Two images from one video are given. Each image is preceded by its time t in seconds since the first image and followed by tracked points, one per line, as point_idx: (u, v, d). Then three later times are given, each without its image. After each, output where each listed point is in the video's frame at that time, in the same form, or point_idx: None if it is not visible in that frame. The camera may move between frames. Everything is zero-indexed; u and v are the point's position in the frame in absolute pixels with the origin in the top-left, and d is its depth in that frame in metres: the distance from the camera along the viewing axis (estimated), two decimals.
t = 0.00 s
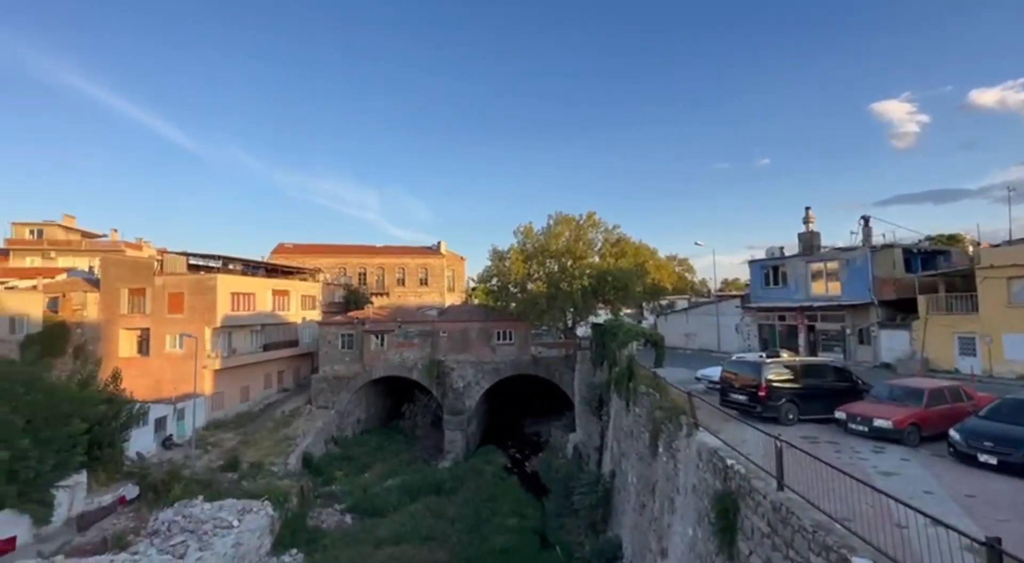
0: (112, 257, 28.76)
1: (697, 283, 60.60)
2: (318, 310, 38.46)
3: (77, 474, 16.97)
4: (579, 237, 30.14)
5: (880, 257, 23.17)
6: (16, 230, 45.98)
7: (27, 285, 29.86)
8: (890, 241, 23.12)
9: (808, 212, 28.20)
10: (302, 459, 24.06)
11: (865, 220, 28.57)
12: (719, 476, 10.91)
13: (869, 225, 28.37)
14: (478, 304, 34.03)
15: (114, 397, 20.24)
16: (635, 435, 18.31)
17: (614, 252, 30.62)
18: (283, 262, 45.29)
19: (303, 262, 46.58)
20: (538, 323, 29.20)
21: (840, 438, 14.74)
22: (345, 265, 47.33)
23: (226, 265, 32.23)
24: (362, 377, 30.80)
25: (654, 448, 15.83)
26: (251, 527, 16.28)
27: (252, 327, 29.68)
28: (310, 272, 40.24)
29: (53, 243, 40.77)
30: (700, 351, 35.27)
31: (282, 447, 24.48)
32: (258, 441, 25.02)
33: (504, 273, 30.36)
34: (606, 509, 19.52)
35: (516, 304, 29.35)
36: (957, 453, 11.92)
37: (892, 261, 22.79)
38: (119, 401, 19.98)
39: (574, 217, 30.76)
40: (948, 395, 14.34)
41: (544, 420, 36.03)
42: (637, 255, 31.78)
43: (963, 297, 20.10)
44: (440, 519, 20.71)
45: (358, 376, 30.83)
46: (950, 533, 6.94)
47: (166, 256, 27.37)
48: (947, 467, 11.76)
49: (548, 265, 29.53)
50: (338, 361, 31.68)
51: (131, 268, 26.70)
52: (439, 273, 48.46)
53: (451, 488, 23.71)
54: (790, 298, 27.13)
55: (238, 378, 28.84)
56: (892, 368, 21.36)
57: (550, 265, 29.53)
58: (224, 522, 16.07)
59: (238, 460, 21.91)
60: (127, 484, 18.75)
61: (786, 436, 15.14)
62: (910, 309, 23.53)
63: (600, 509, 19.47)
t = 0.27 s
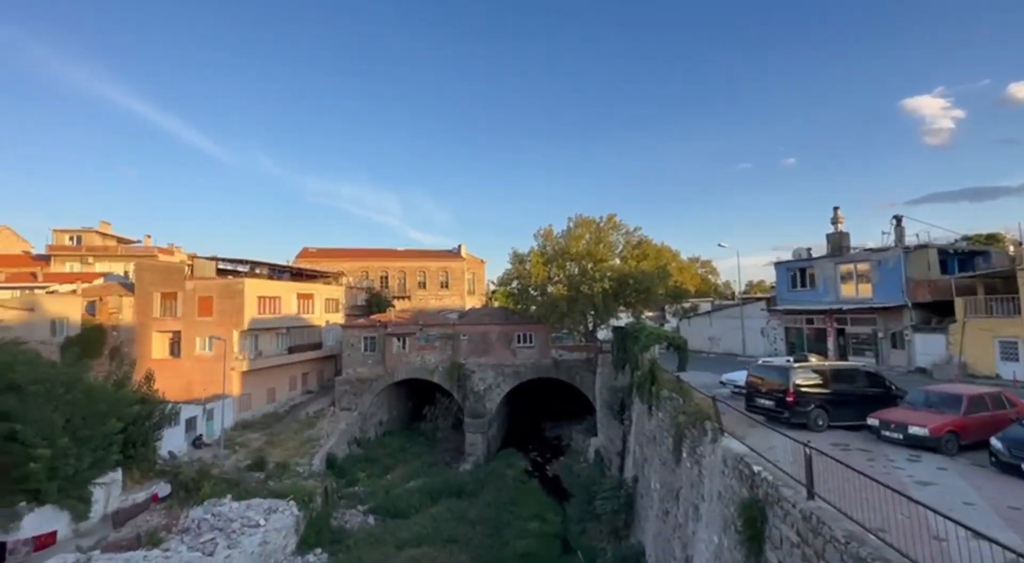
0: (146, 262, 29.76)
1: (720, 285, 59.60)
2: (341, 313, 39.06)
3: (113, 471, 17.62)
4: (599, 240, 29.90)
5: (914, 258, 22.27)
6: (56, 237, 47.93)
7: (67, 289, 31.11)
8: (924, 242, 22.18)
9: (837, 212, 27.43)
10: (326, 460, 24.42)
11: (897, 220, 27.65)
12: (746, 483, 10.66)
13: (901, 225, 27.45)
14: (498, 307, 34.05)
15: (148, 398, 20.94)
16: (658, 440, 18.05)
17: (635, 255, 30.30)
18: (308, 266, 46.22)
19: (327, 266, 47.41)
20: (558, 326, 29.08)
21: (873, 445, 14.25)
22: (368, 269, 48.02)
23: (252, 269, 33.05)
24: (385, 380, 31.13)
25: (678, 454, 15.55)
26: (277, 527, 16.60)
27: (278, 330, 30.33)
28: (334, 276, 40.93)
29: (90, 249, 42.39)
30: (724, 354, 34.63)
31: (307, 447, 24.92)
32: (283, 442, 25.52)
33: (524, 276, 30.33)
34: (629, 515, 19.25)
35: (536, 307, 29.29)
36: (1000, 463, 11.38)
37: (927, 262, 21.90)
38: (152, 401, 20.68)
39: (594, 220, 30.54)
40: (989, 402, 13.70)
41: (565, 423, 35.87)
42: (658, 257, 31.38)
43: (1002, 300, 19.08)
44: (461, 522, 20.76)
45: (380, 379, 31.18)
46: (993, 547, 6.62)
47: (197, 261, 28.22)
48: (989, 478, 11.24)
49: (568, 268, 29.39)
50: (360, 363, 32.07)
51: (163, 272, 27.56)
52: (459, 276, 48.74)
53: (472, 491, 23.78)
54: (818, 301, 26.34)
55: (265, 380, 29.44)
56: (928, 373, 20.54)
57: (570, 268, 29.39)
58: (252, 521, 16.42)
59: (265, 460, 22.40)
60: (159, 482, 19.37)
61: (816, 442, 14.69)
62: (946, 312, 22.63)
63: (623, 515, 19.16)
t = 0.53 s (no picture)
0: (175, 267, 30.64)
1: (743, 287, 58.53)
2: (362, 316, 39.51)
3: (144, 470, 18.12)
4: (619, 242, 29.65)
5: (949, 259, 21.56)
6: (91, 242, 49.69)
7: (101, 292, 32.25)
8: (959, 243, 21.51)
9: (865, 212, 26.62)
10: (347, 461, 24.72)
11: (929, 220, 26.76)
12: (772, 491, 10.38)
13: (933, 225, 26.53)
14: (517, 310, 34.03)
15: (176, 398, 21.52)
16: (680, 445, 17.75)
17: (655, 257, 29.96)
18: (330, 270, 46.99)
19: (348, 269, 48.13)
20: (577, 329, 28.92)
21: (906, 453, 13.73)
22: (388, 272, 48.58)
23: (276, 273, 33.72)
24: (405, 382, 31.38)
25: (701, 460, 15.26)
26: (300, 526, 16.83)
27: (301, 332, 30.86)
28: (355, 279, 41.53)
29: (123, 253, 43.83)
30: (748, 358, 33.94)
31: (329, 448, 25.26)
32: (306, 442, 25.94)
33: (543, 279, 30.21)
34: (651, 521, 18.97)
35: (555, 310, 29.19)
36: None
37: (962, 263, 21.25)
38: (181, 402, 21.25)
39: (614, 222, 30.30)
40: None
41: (585, 427, 35.62)
42: (679, 259, 30.91)
43: None
44: (481, 525, 20.75)
45: (400, 381, 31.43)
46: None
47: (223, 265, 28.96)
48: None
49: (587, 271, 29.22)
50: (381, 365, 32.37)
51: (191, 276, 28.34)
52: (478, 279, 48.92)
53: (492, 494, 23.79)
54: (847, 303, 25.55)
55: (288, 381, 29.98)
56: (964, 378, 19.72)
57: (589, 270, 29.21)
58: (276, 520, 16.69)
59: (288, 461, 22.79)
60: (187, 480, 19.87)
61: (845, 450, 14.21)
62: (983, 314, 21.76)
63: (645, 521, 18.89)
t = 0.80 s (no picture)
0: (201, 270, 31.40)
1: (765, 290, 57.43)
2: (382, 318, 39.88)
3: (171, 469, 18.55)
4: (637, 244, 29.34)
5: (983, 260, 20.81)
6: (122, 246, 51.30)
7: (131, 295, 33.22)
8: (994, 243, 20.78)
9: (893, 211, 25.84)
10: (367, 463, 24.94)
11: (961, 219, 25.87)
12: (798, 499, 10.09)
13: (966, 225, 25.63)
14: (535, 313, 33.94)
15: (203, 399, 22.04)
16: (701, 450, 17.42)
17: (675, 259, 29.58)
18: (350, 273, 47.63)
19: (368, 272, 48.71)
20: (596, 331, 28.69)
21: (940, 462, 13.20)
22: (407, 274, 49.01)
23: (298, 276, 34.29)
24: (423, 385, 31.55)
25: (724, 466, 14.94)
26: (320, 526, 17.04)
27: (322, 335, 31.30)
28: (374, 282, 41.98)
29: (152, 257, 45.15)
30: (771, 362, 33.22)
31: (349, 450, 25.54)
32: (327, 443, 26.27)
33: (561, 281, 30.06)
34: (671, 527, 18.64)
35: (573, 313, 29.02)
36: None
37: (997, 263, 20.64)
38: (207, 402, 21.72)
39: (633, 223, 30.00)
40: None
41: (604, 431, 35.30)
42: (700, 260, 30.45)
43: None
44: (499, 528, 20.69)
45: (419, 383, 31.60)
46: None
47: (247, 269, 29.58)
48: None
49: (606, 273, 28.99)
50: (400, 368, 32.53)
51: (216, 280, 29.04)
52: (496, 281, 48.99)
53: (510, 497, 23.75)
54: (874, 306, 24.77)
55: (309, 383, 30.43)
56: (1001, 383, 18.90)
57: (607, 273, 28.98)
58: (297, 520, 16.91)
59: (310, 461, 23.12)
60: (212, 479, 20.29)
61: (874, 458, 13.73)
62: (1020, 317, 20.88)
63: (665, 527, 18.56)
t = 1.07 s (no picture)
0: (225, 273, 32.09)
1: (789, 291, 56.25)
2: (400, 321, 40.21)
3: (197, 468, 18.94)
4: (656, 245, 29.00)
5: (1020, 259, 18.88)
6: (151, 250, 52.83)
7: (159, 298, 34.14)
8: None
9: (923, 210, 24.99)
10: (386, 464, 25.14)
11: (995, 218, 24.92)
12: (825, 507, 9.81)
13: (1001, 224, 24.67)
14: (553, 315, 33.80)
15: (227, 400, 22.51)
16: (722, 455, 17.10)
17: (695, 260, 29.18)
18: (369, 275, 48.19)
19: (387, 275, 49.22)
20: (614, 334, 28.44)
21: (974, 471, 12.66)
22: (425, 277, 49.36)
23: (318, 279, 34.79)
24: (441, 386, 31.68)
25: (746, 471, 14.62)
26: (341, 526, 17.23)
27: (342, 337, 31.68)
28: (393, 285, 42.38)
29: (178, 261, 46.33)
30: (795, 365, 32.48)
31: (369, 451, 25.80)
32: (347, 444, 26.58)
33: (579, 283, 29.86)
34: (693, 533, 18.31)
35: (591, 315, 28.82)
36: None
37: None
38: (231, 403, 22.16)
39: (651, 225, 29.67)
40: None
41: (623, 434, 34.96)
42: (720, 262, 29.96)
43: None
44: (517, 531, 20.62)
45: (437, 385, 31.73)
46: None
47: (269, 272, 30.14)
48: None
49: (624, 275, 28.72)
50: (418, 370, 32.68)
51: (240, 283, 29.66)
52: (514, 283, 49.00)
53: (528, 500, 23.70)
54: (903, 308, 24.01)
55: (329, 384, 30.82)
56: None
57: (626, 275, 28.71)
58: (319, 520, 17.12)
59: (330, 462, 23.42)
60: (235, 479, 20.68)
61: (905, 466, 13.25)
62: None
63: (686, 533, 18.25)
